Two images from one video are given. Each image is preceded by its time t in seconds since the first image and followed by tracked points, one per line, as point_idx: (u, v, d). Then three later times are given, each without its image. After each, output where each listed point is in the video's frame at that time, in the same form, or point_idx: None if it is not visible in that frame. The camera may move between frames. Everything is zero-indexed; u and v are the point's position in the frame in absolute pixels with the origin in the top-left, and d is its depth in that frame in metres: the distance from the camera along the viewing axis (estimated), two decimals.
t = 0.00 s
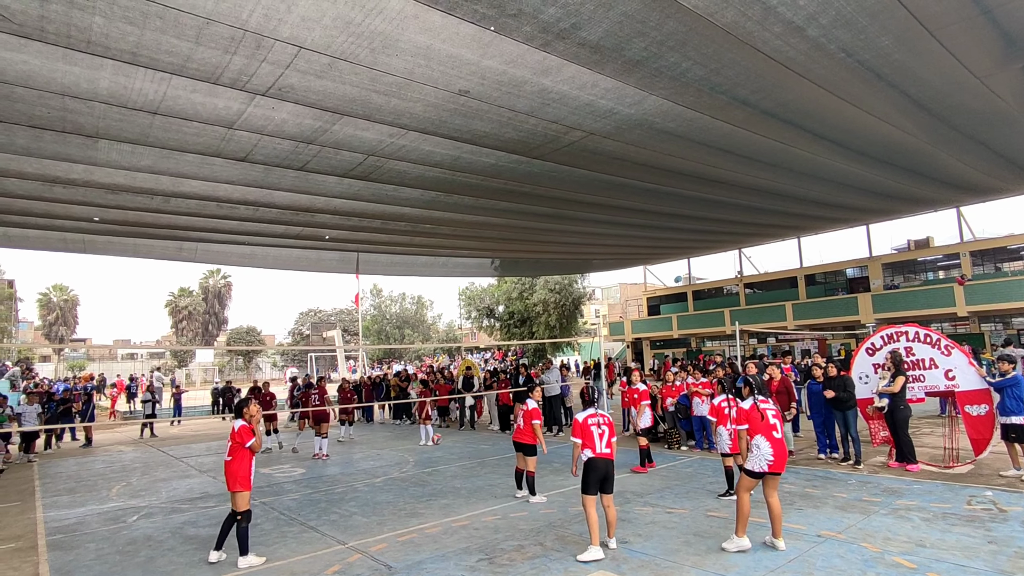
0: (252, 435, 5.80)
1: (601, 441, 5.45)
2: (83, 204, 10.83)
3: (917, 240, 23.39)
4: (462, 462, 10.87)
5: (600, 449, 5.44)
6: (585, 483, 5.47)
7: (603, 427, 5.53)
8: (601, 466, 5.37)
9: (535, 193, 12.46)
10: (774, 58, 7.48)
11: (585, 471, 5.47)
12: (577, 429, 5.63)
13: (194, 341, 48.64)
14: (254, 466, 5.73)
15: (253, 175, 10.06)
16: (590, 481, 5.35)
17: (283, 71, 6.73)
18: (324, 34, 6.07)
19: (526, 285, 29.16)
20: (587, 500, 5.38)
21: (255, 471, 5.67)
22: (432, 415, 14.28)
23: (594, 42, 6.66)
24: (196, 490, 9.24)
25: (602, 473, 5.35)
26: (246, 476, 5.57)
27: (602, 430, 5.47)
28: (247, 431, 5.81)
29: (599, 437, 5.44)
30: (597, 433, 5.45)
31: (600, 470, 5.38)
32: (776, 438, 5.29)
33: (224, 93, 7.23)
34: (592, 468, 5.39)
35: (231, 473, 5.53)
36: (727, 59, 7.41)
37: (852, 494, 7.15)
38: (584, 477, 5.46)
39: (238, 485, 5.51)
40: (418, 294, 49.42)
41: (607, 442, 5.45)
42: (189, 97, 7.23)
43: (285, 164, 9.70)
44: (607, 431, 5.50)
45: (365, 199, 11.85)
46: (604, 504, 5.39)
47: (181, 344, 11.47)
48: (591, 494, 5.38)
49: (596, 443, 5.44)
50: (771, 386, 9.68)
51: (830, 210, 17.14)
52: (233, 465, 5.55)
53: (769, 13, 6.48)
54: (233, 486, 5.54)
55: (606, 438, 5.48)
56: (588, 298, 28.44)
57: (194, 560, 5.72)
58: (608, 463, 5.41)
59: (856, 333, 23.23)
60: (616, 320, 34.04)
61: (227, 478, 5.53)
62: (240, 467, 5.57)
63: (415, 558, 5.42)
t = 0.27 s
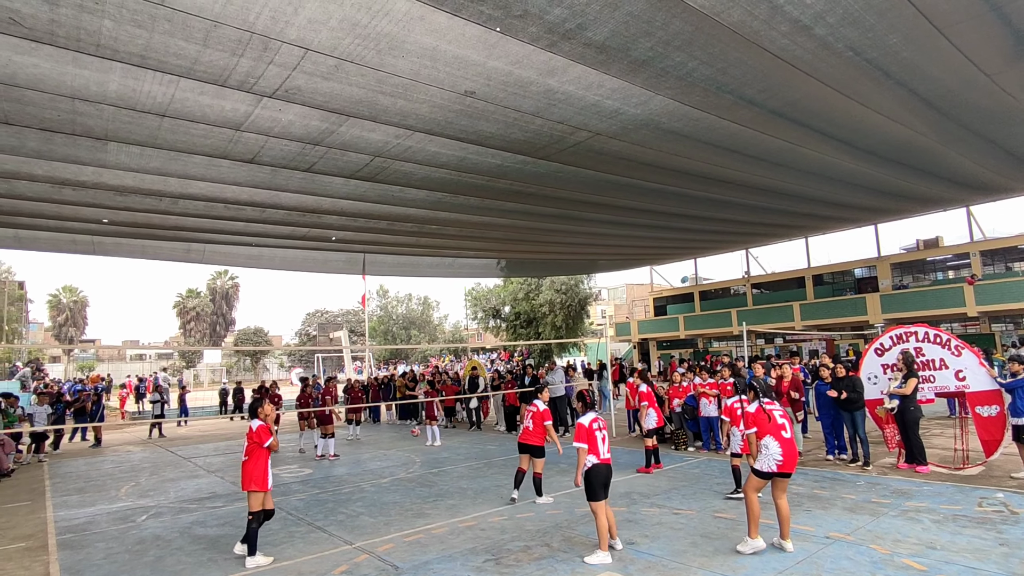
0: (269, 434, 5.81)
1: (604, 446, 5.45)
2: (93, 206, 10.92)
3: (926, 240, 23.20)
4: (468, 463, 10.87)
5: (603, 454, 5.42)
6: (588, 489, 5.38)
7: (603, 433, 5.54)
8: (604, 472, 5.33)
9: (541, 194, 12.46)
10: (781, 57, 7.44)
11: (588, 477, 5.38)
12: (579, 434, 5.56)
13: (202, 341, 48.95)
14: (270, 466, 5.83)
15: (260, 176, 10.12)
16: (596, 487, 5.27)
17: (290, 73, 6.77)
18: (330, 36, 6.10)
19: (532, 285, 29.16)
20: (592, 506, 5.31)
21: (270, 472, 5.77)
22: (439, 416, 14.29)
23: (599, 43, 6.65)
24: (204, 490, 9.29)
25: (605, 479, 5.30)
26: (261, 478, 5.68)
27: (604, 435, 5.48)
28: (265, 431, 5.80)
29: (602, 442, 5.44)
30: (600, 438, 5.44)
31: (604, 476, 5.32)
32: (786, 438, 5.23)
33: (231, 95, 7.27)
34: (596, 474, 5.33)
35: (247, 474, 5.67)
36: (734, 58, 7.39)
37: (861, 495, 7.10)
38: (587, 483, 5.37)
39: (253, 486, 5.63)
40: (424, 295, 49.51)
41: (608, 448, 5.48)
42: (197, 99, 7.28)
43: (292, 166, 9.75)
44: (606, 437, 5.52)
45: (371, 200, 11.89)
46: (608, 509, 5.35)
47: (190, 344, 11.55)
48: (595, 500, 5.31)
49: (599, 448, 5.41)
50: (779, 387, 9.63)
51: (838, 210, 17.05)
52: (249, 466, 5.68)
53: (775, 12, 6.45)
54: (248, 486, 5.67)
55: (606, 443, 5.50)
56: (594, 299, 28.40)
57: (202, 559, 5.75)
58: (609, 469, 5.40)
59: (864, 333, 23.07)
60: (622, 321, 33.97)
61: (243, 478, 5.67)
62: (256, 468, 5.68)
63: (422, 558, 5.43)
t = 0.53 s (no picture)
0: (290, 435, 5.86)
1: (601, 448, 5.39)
2: (101, 207, 11.00)
3: (935, 239, 23.03)
4: (474, 463, 10.87)
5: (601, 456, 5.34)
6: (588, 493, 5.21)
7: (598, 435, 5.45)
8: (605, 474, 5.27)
9: (547, 194, 12.45)
10: (787, 55, 7.40)
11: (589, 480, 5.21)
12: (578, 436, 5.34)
13: (209, 342, 49.21)
14: (288, 467, 5.81)
15: (266, 177, 10.17)
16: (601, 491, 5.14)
17: (296, 74, 6.79)
18: (336, 37, 6.12)
19: (537, 285, 29.14)
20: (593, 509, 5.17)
21: (287, 472, 5.74)
22: (445, 416, 14.30)
23: (605, 42, 6.64)
24: (211, 489, 9.34)
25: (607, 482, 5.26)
26: (279, 477, 5.64)
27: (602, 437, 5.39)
28: (285, 431, 5.86)
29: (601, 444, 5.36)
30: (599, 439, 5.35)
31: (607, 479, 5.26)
32: (789, 439, 5.19)
33: (238, 96, 7.31)
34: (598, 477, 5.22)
35: (265, 473, 5.63)
36: (740, 57, 7.36)
37: (869, 496, 7.05)
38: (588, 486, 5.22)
39: (269, 485, 5.60)
40: (430, 295, 49.56)
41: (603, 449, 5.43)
42: (203, 100, 7.32)
43: (298, 167, 9.78)
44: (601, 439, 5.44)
45: (377, 201, 11.91)
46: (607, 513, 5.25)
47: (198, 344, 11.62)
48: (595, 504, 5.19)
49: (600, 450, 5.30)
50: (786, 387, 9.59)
51: (845, 209, 16.95)
52: (267, 465, 5.68)
53: (782, 11, 6.41)
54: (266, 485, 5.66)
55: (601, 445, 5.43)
56: (600, 299, 28.34)
57: (209, 559, 5.77)
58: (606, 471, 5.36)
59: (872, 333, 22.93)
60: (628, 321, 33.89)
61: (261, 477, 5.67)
62: (274, 467, 5.67)
63: (428, 559, 5.43)
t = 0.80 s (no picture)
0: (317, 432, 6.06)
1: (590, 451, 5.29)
2: (109, 208, 11.08)
3: (944, 238, 22.84)
4: (480, 462, 10.87)
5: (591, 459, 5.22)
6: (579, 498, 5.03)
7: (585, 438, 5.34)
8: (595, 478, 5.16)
9: (552, 193, 12.44)
10: (794, 53, 7.35)
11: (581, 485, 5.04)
12: (570, 440, 5.18)
13: (216, 341, 49.47)
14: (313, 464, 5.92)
15: (273, 177, 10.20)
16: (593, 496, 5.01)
17: (301, 74, 6.81)
18: (342, 37, 6.13)
19: (543, 285, 29.13)
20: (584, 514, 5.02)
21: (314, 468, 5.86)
22: (450, 415, 14.32)
23: (610, 41, 6.62)
24: (218, 488, 9.38)
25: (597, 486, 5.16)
26: (308, 472, 5.76)
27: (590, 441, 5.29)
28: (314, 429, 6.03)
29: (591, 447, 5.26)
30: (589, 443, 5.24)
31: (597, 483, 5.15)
32: (786, 438, 5.17)
33: (244, 97, 7.33)
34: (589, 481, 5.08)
35: (295, 468, 5.72)
36: (747, 55, 7.32)
37: (878, 496, 6.99)
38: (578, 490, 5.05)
39: (299, 480, 5.69)
40: (436, 295, 49.64)
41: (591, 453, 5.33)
42: (210, 101, 7.35)
43: (304, 167, 9.81)
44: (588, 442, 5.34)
45: (382, 201, 11.93)
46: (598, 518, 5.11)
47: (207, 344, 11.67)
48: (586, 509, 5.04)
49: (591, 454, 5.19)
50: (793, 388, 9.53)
51: (853, 208, 16.86)
52: (296, 461, 5.76)
53: (789, 8, 6.37)
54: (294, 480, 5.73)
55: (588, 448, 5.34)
56: (605, 298, 28.29)
57: (216, 557, 5.80)
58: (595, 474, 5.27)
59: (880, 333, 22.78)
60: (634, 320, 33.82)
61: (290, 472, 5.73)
62: (303, 463, 5.77)
63: (434, 558, 5.43)
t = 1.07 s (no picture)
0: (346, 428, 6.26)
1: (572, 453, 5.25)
2: (116, 208, 11.15)
3: (952, 237, 22.67)
4: (485, 462, 10.87)
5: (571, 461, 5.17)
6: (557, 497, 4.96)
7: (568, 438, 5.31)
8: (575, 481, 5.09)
9: (558, 193, 12.42)
10: (801, 51, 7.31)
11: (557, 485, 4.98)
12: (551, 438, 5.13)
13: (223, 341, 49.70)
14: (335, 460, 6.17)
15: (279, 177, 10.24)
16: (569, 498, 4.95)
17: (308, 74, 6.83)
18: (348, 37, 6.14)
19: (548, 284, 29.10)
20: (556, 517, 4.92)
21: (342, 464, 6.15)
22: (456, 415, 14.33)
23: (616, 40, 6.60)
24: (225, 487, 9.43)
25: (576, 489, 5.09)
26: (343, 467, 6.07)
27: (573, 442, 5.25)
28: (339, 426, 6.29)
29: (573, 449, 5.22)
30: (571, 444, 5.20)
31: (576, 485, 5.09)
32: (786, 438, 5.12)
33: (250, 97, 7.36)
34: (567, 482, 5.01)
35: (335, 462, 5.97)
36: (754, 54, 7.28)
37: (886, 497, 6.94)
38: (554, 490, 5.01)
39: (333, 475, 5.93)
40: (441, 294, 49.67)
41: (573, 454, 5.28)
42: (217, 101, 7.38)
43: (310, 167, 9.84)
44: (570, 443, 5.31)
45: (388, 200, 11.95)
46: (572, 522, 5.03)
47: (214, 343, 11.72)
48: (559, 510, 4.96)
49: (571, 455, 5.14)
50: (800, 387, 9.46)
51: (861, 207, 16.75)
52: (333, 456, 5.98)
53: (796, 6, 6.33)
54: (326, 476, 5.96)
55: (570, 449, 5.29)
56: (611, 298, 28.22)
57: (223, 555, 5.82)
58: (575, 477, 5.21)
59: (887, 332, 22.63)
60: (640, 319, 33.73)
61: (322, 469, 5.93)
62: (337, 458, 6.03)
63: (440, 557, 5.43)
